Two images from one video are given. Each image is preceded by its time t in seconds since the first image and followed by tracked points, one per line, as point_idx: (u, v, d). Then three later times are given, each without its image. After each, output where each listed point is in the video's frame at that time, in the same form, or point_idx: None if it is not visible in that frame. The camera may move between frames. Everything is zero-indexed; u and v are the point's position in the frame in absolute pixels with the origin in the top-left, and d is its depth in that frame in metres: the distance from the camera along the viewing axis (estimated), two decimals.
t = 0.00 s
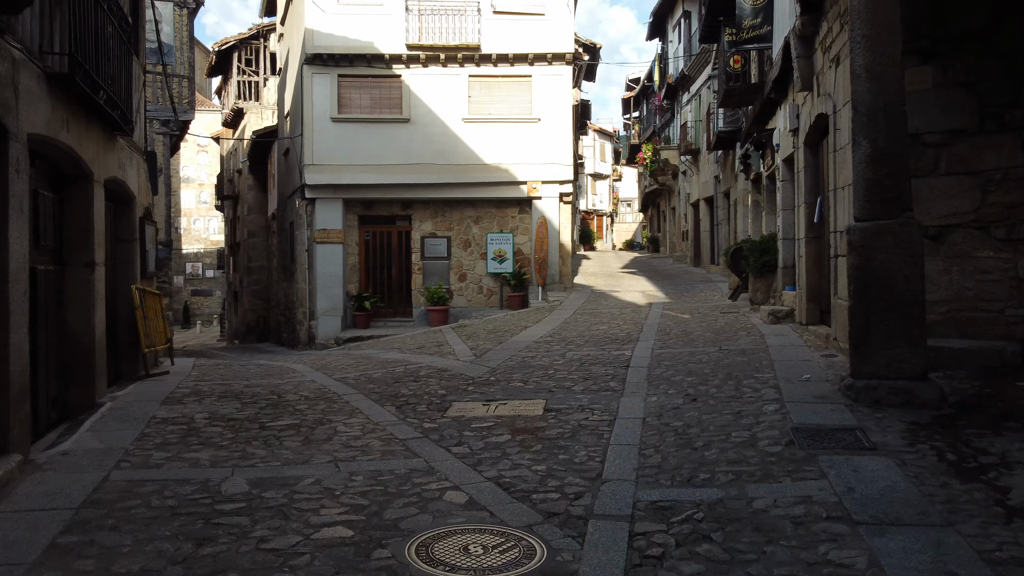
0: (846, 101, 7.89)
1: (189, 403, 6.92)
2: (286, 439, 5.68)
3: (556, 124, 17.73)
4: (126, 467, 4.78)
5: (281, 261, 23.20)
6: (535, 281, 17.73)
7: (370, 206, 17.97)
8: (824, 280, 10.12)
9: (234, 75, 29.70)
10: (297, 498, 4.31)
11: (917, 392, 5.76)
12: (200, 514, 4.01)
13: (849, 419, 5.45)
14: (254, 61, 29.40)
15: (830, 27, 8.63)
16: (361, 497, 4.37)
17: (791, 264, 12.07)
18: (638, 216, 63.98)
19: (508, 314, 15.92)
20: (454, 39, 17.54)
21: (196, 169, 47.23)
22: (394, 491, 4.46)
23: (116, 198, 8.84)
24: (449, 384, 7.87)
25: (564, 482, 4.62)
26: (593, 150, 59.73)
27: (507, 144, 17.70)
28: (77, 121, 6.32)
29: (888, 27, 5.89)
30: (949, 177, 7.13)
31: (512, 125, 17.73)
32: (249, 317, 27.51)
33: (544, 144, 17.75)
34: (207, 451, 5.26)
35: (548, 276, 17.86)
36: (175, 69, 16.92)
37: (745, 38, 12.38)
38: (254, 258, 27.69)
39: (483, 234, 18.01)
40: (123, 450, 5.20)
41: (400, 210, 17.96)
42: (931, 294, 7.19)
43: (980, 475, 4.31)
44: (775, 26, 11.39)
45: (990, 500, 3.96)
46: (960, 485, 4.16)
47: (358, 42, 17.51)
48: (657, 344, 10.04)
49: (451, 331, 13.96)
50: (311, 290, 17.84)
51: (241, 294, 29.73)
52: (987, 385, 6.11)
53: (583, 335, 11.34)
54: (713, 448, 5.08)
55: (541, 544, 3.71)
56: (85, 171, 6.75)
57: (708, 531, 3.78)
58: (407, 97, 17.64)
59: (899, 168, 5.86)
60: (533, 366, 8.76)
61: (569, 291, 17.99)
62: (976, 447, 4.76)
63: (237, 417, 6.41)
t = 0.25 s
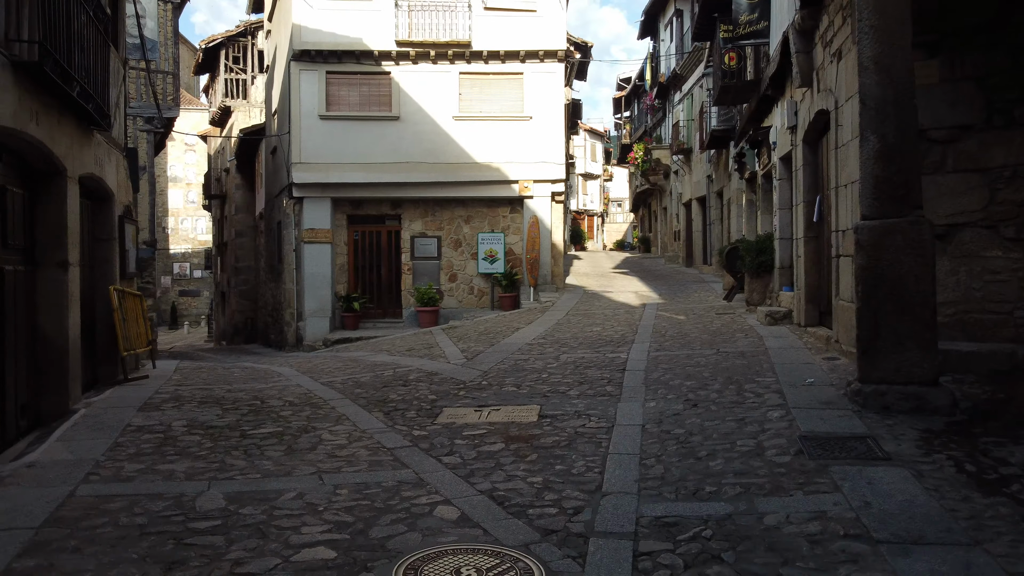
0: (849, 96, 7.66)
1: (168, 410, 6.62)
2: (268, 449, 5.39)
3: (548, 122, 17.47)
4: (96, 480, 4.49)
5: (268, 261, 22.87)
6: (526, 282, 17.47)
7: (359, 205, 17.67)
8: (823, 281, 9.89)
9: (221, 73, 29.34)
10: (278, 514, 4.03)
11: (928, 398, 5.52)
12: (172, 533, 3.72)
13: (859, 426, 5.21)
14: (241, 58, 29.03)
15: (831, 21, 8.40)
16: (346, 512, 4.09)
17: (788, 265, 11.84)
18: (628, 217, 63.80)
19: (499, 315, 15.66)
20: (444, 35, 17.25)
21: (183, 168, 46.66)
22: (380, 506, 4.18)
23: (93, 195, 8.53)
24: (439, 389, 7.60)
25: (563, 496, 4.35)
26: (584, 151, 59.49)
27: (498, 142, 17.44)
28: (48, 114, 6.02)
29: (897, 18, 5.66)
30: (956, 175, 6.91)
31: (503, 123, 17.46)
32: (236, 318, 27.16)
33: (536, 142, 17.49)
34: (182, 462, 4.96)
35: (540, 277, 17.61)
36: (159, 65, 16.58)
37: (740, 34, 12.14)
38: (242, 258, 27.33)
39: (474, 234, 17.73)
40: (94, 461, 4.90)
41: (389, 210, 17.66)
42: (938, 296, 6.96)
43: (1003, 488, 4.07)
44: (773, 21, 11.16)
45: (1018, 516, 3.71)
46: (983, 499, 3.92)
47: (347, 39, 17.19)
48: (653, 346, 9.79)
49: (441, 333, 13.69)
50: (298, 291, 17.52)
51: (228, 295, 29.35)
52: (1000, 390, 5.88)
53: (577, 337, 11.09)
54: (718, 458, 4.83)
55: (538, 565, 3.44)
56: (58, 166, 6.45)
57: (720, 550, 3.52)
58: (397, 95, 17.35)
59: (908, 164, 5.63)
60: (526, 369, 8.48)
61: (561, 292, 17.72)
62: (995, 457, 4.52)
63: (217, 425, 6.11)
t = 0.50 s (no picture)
0: (852, 91, 7.44)
1: (144, 417, 6.32)
2: (248, 460, 5.10)
3: (540, 121, 17.21)
4: (60, 496, 4.19)
5: (256, 262, 22.54)
6: (518, 282, 17.20)
7: (348, 204, 17.37)
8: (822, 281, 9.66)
9: (207, 71, 28.98)
10: (256, 533, 3.74)
11: (941, 404, 5.28)
12: (138, 557, 3.43)
13: (870, 435, 4.96)
14: (228, 56, 28.68)
15: (833, 14, 8.16)
16: (329, 531, 3.81)
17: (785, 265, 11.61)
18: (619, 217, 63.63)
19: (490, 316, 15.39)
20: (434, 31, 16.95)
21: (170, 168, 45.94)
22: (366, 524, 3.90)
23: (70, 193, 8.23)
24: (429, 394, 7.31)
25: (561, 512, 4.08)
26: (575, 150, 59.27)
27: (489, 140, 17.16)
28: (15, 106, 5.71)
29: (908, 7, 5.41)
30: (964, 172, 6.68)
31: (494, 121, 17.18)
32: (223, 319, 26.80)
33: (527, 141, 17.23)
34: (156, 475, 4.67)
35: (531, 277, 17.34)
36: (142, 61, 16.23)
37: (736, 30, 11.91)
38: (229, 258, 26.96)
39: (464, 234, 17.45)
40: (61, 474, 4.60)
41: (379, 209, 17.36)
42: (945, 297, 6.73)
43: None
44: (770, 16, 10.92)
45: None
46: (1010, 515, 3.67)
47: (335, 35, 16.88)
48: (649, 349, 9.53)
49: (431, 334, 13.41)
50: (286, 292, 17.20)
51: (215, 296, 28.99)
52: (1013, 396, 5.65)
53: (570, 339, 10.82)
54: (724, 469, 4.56)
55: None
56: (28, 162, 6.15)
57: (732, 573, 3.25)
58: (386, 92, 17.04)
59: (919, 160, 5.38)
60: (519, 373, 8.21)
61: (553, 292, 17.46)
62: (1017, 468, 4.28)
63: (196, 434, 5.81)
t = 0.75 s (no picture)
0: (855, 86, 7.20)
1: (119, 425, 6.02)
2: (226, 471, 4.81)
3: (531, 118, 16.93)
4: (20, 514, 3.89)
5: (242, 262, 22.19)
6: (509, 283, 16.93)
7: (336, 204, 17.06)
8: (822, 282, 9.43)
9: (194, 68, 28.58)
10: (229, 556, 3.46)
11: (956, 411, 5.04)
12: None
13: (883, 444, 4.71)
14: (215, 53, 28.30)
15: (834, 6, 7.93)
16: (309, 553, 3.52)
17: (782, 265, 11.38)
18: (609, 217, 63.45)
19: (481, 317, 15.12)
20: (424, 27, 16.66)
21: (157, 167, 45.35)
22: (350, 544, 3.62)
23: (44, 190, 7.92)
24: (419, 399, 7.03)
25: (559, 529, 3.81)
26: (565, 150, 59.04)
27: (479, 138, 16.88)
28: None
29: None
30: (973, 169, 6.44)
31: (484, 119, 16.90)
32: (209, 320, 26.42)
33: (519, 139, 16.95)
34: (126, 490, 4.38)
35: (523, 278, 17.07)
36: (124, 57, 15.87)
37: (732, 25, 11.67)
38: (216, 258, 26.59)
39: (455, 234, 17.17)
40: (23, 489, 4.30)
41: (367, 208, 17.06)
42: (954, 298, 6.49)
43: None
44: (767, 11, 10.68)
45: None
46: None
47: (322, 31, 16.56)
48: (644, 351, 9.28)
49: (421, 336, 13.13)
50: (272, 293, 16.88)
51: (202, 297, 28.60)
52: None
53: (563, 341, 10.56)
54: (731, 482, 4.30)
55: None
56: None
57: None
58: (374, 89, 16.74)
59: (932, 155, 5.14)
60: (512, 377, 7.94)
61: (545, 293, 17.19)
62: None
63: (172, 443, 5.51)
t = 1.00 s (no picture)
0: (860, 80, 6.95)
1: (91, 434, 5.71)
2: (202, 485, 4.52)
3: (522, 116, 16.65)
4: None
5: (229, 262, 21.83)
6: (500, 283, 16.65)
7: (323, 203, 16.74)
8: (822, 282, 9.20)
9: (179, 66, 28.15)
10: None
11: (972, 420, 4.79)
12: None
13: (898, 455, 4.46)
14: (201, 51, 27.89)
15: None
16: None
17: (780, 266, 11.14)
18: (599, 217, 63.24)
19: (471, 318, 14.84)
20: (414, 23, 16.35)
21: (143, 166, 45.02)
22: (333, 568, 3.34)
23: (16, 186, 7.61)
24: (408, 405, 6.75)
25: (559, 550, 3.53)
26: (556, 150, 58.79)
27: (470, 136, 16.59)
28: None
29: None
30: (984, 165, 6.21)
31: (475, 117, 16.61)
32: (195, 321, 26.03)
33: (510, 137, 16.67)
34: (92, 507, 4.07)
35: (514, 278, 16.80)
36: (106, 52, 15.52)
37: (728, 20, 11.42)
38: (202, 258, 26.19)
39: (445, 233, 16.88)
40: None
41: (355, 207, 16.74)
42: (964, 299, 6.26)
43: None
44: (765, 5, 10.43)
45: None
46: None
47: (309, 26, 16.23)
48: (640, 354, 9.02)
49: (410, 338, 12.84)
50: (259, 293, 16.55)
51: (188, 297, 28.18)
52: None
53: (556, 343, 10.30)
54: (740, 496, 4.04)
55: None
56: None
57: None
58: (363, 86, 16.42)
59: (948, 150, 4.89)
60: (504, 381, 7.66)
61: (537, 293, 16.93)
62: None
63: (146, 454, 5.21)
